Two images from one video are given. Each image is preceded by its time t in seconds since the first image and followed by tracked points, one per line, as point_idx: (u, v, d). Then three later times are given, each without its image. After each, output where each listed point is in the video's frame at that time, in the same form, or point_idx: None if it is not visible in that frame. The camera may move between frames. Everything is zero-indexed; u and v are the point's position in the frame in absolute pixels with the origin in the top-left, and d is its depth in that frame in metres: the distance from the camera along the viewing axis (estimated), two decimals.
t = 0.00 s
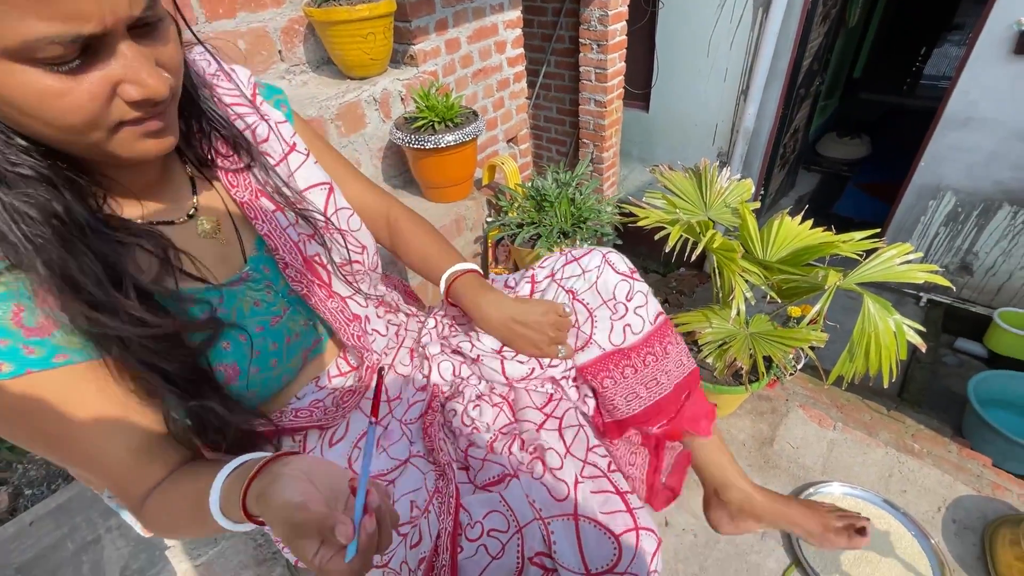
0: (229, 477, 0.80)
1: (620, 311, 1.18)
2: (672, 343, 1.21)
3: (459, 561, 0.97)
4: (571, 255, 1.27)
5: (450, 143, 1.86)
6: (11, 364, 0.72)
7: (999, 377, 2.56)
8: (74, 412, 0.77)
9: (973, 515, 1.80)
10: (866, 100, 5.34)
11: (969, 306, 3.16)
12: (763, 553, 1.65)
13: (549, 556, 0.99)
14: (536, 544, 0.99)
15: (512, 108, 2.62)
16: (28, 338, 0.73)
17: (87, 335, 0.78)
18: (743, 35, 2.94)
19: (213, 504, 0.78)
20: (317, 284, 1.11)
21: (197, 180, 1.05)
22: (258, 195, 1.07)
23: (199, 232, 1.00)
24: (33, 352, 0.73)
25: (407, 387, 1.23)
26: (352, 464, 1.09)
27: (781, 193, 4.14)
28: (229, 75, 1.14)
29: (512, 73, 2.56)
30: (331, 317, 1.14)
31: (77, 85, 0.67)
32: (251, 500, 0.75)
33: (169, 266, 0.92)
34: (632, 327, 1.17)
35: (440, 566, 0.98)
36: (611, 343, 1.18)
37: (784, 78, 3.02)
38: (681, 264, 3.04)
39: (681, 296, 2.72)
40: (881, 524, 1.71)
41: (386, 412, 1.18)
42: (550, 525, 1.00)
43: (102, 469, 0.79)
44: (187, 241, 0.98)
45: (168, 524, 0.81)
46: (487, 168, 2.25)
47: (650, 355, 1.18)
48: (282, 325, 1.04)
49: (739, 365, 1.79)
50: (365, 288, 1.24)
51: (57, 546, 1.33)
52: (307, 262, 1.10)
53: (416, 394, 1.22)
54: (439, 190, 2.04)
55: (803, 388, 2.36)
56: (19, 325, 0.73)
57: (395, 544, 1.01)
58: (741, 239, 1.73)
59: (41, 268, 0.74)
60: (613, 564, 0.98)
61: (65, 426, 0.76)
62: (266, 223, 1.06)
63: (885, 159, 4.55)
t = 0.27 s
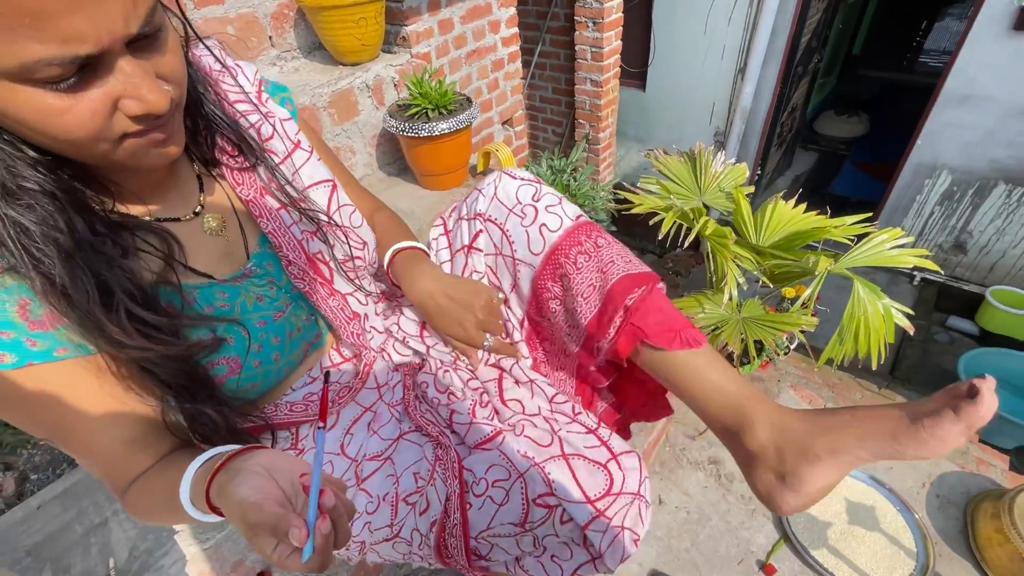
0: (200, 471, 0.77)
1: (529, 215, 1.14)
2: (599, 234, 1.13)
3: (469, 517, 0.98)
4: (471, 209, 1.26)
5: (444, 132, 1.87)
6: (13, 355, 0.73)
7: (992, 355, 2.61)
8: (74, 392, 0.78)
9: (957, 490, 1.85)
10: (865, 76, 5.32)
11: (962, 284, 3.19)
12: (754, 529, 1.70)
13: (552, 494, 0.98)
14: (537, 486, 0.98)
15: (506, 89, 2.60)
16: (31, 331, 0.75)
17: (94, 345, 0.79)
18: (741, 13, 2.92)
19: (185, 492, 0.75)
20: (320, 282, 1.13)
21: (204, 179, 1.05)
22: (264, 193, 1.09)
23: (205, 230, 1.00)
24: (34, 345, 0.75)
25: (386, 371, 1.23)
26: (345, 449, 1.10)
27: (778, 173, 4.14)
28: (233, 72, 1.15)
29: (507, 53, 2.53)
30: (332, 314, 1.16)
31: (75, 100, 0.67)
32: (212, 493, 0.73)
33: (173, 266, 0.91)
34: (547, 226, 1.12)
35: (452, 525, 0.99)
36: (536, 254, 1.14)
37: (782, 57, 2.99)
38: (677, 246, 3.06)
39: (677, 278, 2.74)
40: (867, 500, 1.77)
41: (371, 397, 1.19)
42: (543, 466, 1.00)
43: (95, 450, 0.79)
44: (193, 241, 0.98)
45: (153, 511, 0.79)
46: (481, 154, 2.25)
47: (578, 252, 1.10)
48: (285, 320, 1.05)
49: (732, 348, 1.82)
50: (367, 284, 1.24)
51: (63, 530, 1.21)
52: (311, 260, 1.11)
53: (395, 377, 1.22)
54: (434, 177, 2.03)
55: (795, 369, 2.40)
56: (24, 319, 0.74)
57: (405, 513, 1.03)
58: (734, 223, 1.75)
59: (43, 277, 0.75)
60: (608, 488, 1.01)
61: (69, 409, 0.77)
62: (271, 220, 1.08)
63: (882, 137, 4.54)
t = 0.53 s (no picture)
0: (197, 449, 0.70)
1: (471, 204, 1.14)
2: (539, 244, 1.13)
3: (451, 475, 1.06)
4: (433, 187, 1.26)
5: (445, 123, 1.89)
6: (88, 332, 0.68)
7: (982, 334, 2.69)
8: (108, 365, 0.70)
9: (940, 465, 1.94)
10: (866, 52, 5.30)
11: (957, 264, 3.23)
12: (745, 503, 1.79)
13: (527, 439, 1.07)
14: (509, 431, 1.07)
15: (504, 72, 2.62)
16: (111, 312, 0.70)
17: (179, 338, 0.76)
18: None
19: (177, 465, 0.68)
20: (364, 274, 1.13)
21: (269, 176, 1.05)
22: (321, 190, 1.13)
23: (266, 226, 0.99)
24: (110, 326, 0.70)
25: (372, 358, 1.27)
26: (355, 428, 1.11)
27: (775, 154, 4.15)
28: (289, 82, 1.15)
29: (505, 36, 2.54)
30: (375, 306, 1.14)
31: (191, 144, 0.65)
32: (203, 471, 0.68)
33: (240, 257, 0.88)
34: (479, 225, 1.12)
35: (437, 488, 1.05)
36: (458, 244, 1.15)
37: (782, 34, 3.04)
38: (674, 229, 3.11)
39: (675, 261, 2.79)
40: (853, 475, 1.85)
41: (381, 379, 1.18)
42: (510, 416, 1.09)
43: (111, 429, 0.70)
44: (255, 237, 0.97)
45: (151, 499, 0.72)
46: (481, 145, 2.28)
47: (491, 254, 1.10)
48: (331, 307, 1.06)
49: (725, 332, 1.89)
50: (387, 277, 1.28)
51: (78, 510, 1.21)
52: (358, 256, 1.14)
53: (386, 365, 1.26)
54: (435, 168, 2.06)
55: (788, 350, 2.47)
56: (108, 299, 0.70)
57: (398, 482, 1.09)
58: (730, 209, 1.80)
59: (138, 262, 0.72)
60: (569, 414, 1.09)
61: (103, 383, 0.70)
62: (326, 216, 1.11)
63: (880, 116, 4.56)
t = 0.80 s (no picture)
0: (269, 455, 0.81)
1: (577, 195, 1.34)
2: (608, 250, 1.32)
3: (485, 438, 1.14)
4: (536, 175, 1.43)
5: (445, 106, 1.88)
6: (175, 339, 0.78)
7: (982, 314, 2.69)
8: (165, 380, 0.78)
9: (937, 443, 1.96)
10: (874, 30, 5.12)
11: (960, 244, 3.22)
12: (744, 482, 1.81)
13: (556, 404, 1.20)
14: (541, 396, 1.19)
15: (504, 52, 2.58)
16: (196, 320, 0.79)
17: (259, 333, 0.85)
18: None
19: (252, 469, 0.79)
20: (407, 270, 1.21)
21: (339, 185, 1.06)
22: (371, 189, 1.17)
23: (319, 224, 1.00)
24: (194, 332, 0.79)
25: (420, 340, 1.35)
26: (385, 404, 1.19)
27: (778, 133, 4.12)
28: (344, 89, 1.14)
29: (505, 14, 2.50)
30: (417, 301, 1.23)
31: (283, 175, 0.66)
32: (296, 469, 0.79)
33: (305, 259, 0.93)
34: (579, 213, 1.33)
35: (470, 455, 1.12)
36: (556, 223, 1.33)
37: (786, 12, 2.99)
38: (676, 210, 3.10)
39: (677, 242, 2.78)
40: (851, 454, 1.88)
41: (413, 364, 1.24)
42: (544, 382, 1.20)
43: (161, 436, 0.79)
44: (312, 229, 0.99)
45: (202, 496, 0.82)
46: (482, 127, 2.27)
47: (581, 239, 1.29)
48: (372, 299, 1.15)
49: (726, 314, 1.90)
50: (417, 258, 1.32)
51: (89, 493, 1.24)
52: (401, 253, 1.21)
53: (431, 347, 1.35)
54: (435, 150, 2.05)
55: (789, 331, 2.48)
56: (192, 307, 0.79)
57: (430, 449, 1.15)
58: (732, 190, 1.79)
59: (229, 271, 0.78)
60: (601, 389, 1.21)
61: (162, 393, 0.78)
62: (376, 217, 1.14)
63: (885, 94, 4.50)
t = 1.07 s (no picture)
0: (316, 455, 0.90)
1: (574, 168, 1.34)
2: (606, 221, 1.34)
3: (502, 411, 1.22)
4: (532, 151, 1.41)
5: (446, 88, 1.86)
6: (216, 337, 0.80)
7: (984, 297, 2.69)
8: (191, 391, 0.79)
9: (934, 424, 1.98)
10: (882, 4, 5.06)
11: (964, 226, 3.21)
12: (743, 462, 1.84)
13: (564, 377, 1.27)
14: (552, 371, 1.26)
15: (506, 31, 2.55)
16: (235, 317, 0.82)
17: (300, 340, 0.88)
18: None
19: (302, 474, 0.88)
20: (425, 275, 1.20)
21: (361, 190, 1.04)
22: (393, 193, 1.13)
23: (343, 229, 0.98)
24: (232, 330, 0.82)
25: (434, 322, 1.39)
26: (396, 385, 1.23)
27: (783, 114, 4.07)
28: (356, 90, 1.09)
29: None
30: (432, 305, 1.21)
31: (345, 211, 0.70)
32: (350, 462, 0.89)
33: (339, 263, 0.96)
34: (577, 186, 1.32)
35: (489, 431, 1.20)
36: (554, 198, 1.33)
37: None
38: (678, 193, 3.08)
39: (679, 225, 2.77)
40: (850, 435, 1.90)
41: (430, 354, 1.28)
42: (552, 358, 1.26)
43: (182, 442, 0.82)
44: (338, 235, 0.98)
45: (215, 506, 0.85)
46: (483, 109, 2.25)
47: (581, 212, 1.30)
48: (388, 298, 1.17)
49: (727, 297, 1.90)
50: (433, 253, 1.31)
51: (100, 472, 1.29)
52: (421, 258, 1.21)
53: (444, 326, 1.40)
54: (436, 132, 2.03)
55: (789, 314, 2.49)
56: (233, 306, 0.81)
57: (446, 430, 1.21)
58: (735, 173, 1.78)
59: (280, 285, 0.81)
60: (605, 353, 1.27)
61: (190, 405, 0.80)
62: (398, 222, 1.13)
63: (892, 74, 4.45)
